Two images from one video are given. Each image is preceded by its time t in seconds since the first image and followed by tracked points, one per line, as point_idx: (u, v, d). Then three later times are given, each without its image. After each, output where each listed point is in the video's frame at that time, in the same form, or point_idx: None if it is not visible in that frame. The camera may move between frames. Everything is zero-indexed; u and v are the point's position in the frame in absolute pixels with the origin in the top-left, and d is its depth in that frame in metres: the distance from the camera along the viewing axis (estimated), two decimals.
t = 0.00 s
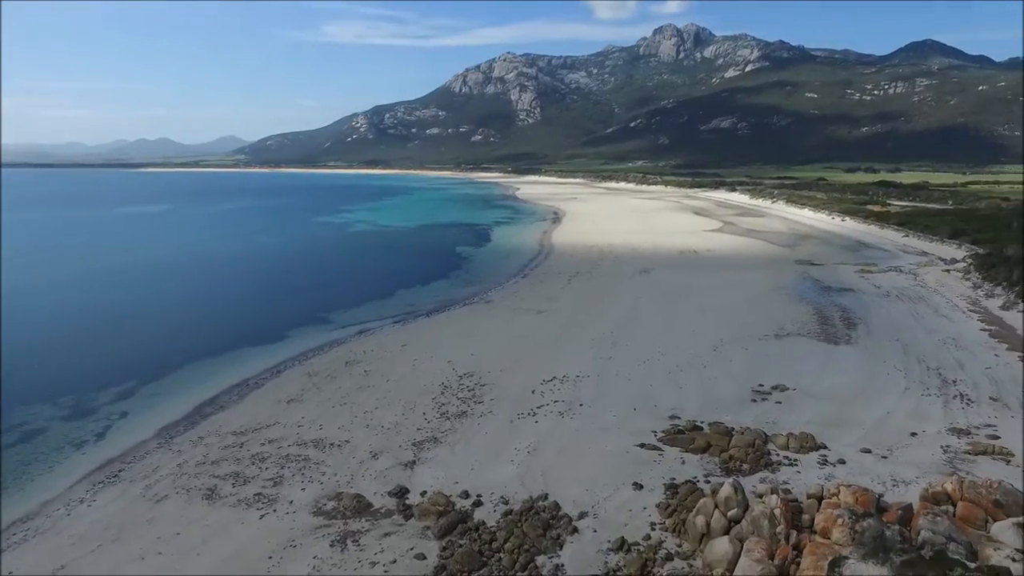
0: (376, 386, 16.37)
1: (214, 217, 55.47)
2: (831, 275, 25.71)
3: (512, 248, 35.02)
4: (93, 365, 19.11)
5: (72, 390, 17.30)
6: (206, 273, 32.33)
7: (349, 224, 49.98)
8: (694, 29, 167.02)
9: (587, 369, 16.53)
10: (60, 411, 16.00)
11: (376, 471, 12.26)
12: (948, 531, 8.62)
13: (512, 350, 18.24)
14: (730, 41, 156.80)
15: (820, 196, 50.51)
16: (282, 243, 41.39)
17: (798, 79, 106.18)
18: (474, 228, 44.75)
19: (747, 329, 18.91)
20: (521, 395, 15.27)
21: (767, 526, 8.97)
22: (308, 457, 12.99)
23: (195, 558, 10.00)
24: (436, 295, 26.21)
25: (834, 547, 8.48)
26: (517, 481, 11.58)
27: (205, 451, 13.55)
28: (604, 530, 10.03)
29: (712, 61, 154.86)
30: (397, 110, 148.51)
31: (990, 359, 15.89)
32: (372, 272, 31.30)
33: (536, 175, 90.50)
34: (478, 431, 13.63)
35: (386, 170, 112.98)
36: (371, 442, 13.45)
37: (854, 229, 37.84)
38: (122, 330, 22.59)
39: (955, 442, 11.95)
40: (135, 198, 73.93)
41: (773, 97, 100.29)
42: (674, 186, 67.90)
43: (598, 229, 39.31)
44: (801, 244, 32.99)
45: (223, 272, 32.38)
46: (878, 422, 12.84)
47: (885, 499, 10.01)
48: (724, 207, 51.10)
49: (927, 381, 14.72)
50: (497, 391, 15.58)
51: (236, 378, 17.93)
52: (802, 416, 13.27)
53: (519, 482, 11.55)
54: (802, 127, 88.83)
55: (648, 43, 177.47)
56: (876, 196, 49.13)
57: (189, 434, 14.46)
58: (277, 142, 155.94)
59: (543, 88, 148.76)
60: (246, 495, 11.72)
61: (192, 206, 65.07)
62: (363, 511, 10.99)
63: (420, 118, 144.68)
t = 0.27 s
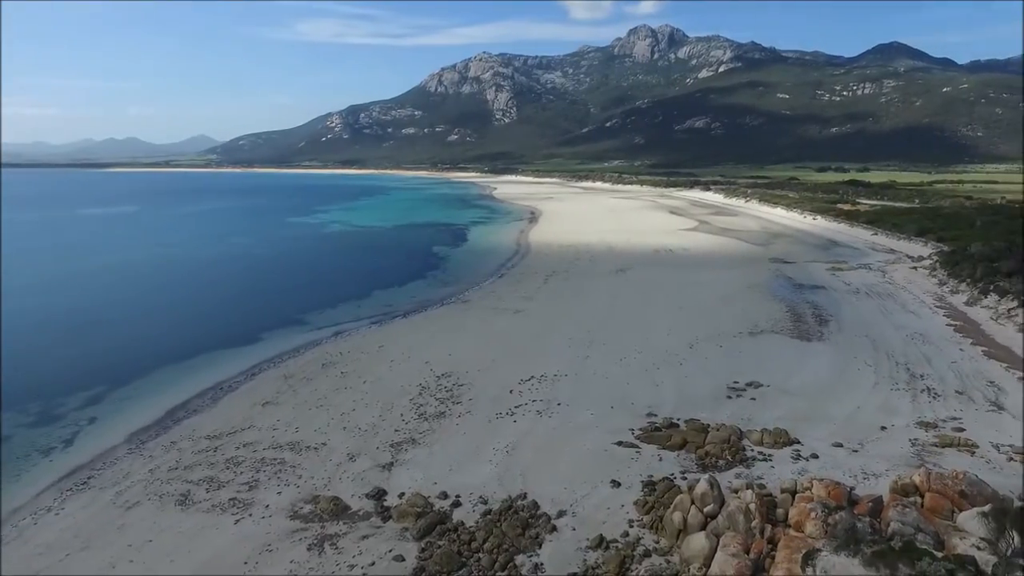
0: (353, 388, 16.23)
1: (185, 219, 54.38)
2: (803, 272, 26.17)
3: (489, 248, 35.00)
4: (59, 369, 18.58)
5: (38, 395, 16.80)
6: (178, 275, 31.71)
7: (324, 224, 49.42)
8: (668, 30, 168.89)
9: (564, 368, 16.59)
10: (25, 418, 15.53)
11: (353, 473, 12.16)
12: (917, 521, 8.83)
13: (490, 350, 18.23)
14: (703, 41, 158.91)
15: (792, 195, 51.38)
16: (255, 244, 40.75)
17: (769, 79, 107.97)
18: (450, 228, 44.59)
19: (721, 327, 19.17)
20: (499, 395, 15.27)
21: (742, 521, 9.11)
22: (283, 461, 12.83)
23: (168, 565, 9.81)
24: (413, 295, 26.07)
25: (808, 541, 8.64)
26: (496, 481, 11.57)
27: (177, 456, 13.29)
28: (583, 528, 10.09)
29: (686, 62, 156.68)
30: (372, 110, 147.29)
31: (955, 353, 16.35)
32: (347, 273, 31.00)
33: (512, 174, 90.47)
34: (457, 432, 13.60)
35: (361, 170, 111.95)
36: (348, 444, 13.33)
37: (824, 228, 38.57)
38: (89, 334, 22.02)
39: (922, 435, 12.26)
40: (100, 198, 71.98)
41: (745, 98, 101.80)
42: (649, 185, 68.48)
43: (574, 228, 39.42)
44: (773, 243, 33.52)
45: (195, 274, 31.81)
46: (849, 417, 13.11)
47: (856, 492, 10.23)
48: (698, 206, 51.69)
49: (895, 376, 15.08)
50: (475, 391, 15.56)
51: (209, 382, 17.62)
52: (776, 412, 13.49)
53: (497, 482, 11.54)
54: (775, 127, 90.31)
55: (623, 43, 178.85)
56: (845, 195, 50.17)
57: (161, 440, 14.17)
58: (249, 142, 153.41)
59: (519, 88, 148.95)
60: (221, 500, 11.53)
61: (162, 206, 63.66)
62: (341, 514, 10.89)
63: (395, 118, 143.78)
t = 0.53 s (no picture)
0: (329, 390, 16.06)
1: (154, 220, 53.24)
2: (776, 271, 26.59)
3: (466, 248, 34.93)
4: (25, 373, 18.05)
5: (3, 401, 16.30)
6: (149, 276, 31.06)
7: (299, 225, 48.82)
8: (643, 30, 170.33)
9: (542, 367, 16.64)
10: None
11: (330, 476, 12.04)
12: (887, 513, 9.04)
13: (468, 350, 18.18)
14: (677, 42, 160.74)
15: (765, 194, 52.16)
16: (228, 245, 40.09)
17: (742, 80, 109.55)
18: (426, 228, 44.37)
19: (697, 325, 19.39)
20: (477, 395, 15.25)
21: (718, 517, 9.23)
22: (259, 465, 12.64)
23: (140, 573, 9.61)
24: (390, 296, 25.90)
25: (782, 535, 8.79)
26: (474, 481, 11.55)
27: (149, 462, 13.02)
28: (562, 526, 10.12)
29: (660, 63, 158.19)
30: (347, 109, 145.82)
31: (922, 349, 16.76)
32: (323, 274, 30.66)
33: (489, 174, 90.36)
34: (435, 432, 13.55)
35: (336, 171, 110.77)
36: (325, 447, 13.20)
37: (796, 226, 39.24)
38: (54, 336, 21.38)
39: (892, 429, 12.54)
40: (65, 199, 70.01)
41: (718, 98, 103.12)
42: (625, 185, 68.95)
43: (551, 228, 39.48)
44: (747, 241, 33.99)
45: (166, 276, 31.18)
46: (821, 412, 13.36)
47: (828, 485, 10.42)
48: (673, 205, 52.20)
49: (865, 371, 15.41)
50: (453, 392, 15.51)
51: (182, 386, 17.29)
52: (751, 408, 13.69)
53: (476, 482, 11.53)
54: (748, 128, 91.76)
55: (598, 43, 180.01)
56: (816, 194, 51.12)
57: (132, 446, 13.87)
58: (220, 142, 150.67)
59: (495, 88, 148.98)
60: (194, 506, 11.32)
61: (130, 207, 62.22)
62: (318, 518, 10.77)
63: (370, 118, 142.73)
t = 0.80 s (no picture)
0: (308, 393, 15.90)
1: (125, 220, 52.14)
2: (752, 269, 26.97)
3: (445, 249, 34.83)
4: None
5: None
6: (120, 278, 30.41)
7: (275, 226, 48.20)
8: (620, 31, 171.69)
9: (522, 367, 16.65)
10: None
11: (309, 480, 11.91)
12: (861, 507, 9.20)
13: (447, 351, 18.12)
14: (653, 43, 162.33)
15: (740, 193, 52.90)
16: (202, 247, 39.48)
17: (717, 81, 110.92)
18: (405, 229, 44.18)
19: (675, 323, 19.58)
20: (458, 396, 15.19)
21: (697, 513, 9.31)
22: (235, 469, 12.46)
23: None
24: (369, 297, 25.71)
25: (759, 530, 8.91)
26: (455, 482, 11.51)
27: (122, 469, 12.76)
28: (542, 526, 10.14)
29: (637, 64, 159.52)
30: (323, 109, 144.44)
31: (893, 345, 17.15)
32: (299, 276, 30.32)
33: (468, 175, 90.22)
34: (414, 434, 13.48)
35: (313, 171, 109.66)
36: (303, 450, 13.06)
37: (771, 225, 39.82)
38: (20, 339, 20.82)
39: (865, 424, 12.79)
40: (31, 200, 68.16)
41: (694, 99, 104.28)
42: (603, 185, 69.37)
43: (529, 228, 39.53)
44: (723, 240, 34.41)
45: (139, 278, 30.61)
46: (797, 408, 13.57)
47: (804, 481, 10.59)
48: (650, 205, 52.65)
49: (839, 367, 15.70)
50: (433, 393, 15.45)
51: (156, 390, 16.96)
52: (728, 406, 13.86)
53: (457, 483, 11.50)
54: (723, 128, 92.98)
55: (576, 44, 180.93)
56: (790, 193, 51.95)
57: (105, 452, 13.58)
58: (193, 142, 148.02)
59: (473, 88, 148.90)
60: (169, 513, 11.11)
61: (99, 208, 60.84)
62: (296, 522, 10.65)
63: (347, 118, 141.71)
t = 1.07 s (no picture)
0: (284, 396, 15.70)
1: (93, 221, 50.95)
2: (727, 268, 27.32)
3: (422, 249, 34.66)
4: None
5: None
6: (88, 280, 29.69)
7: (248, 228, 47.53)
8: (595, 31, 172.66)
9: (501, 368, 16.64)
10: None
11: (286, 484, 11.76)
12: (835, 501, 9.38)
13: (426, 352, 18.05)
14: (628, 44, 163.59)
15: (715, 193, 53.55)
16: (173, 249, 38.75)
17: (691, 82, 112.18)
18: (381, 230, 43.92)
19: (652, 322, 19.75)
20: (436, 398, 15.13)
21: (675, 510, 9.40)
22: (210, 475, 12.25)
23: None
24: (345, 299, 25.48)
25: (736, 526, 9.03)
26: (434, 483, 11.47)
27: (92, 476, 12.45)
28: (522, 526, 10.14)
29: (613, 64, 160.63)
30: (298, 109, 142.85)
31: (865, 341, 17.50)
32: (274, 277, 29.95)
33: (444, 175, 89.94)
34: (393, 436, 13.39)
35: (288, 171, 108.33)
36: (280, 454, 12.89)
37: (745, 224, 40.38)
38: None
39: (838, 419, 13.03)
40: None
41: (669, 100, 105.30)
42: (580, 185, 69.69)
43: (507, 228, 39.59)
44: (698, 240, 34.80)
45: (108, 280, 29.93)
46: (772, 405, 13.78)
47: (780, 476, 10.76)
48: (627, 205, 53.03)
49: (812, 364, 15.99)
50: (412, 394, 15.36)
51: (127, 395, 16.59)
52: (705, 403, 14.02)
53: (436, 485, 11.45)
54: (698, 128, 94.03)
55: (551, 44, 181.53)
56: (763, 192, 52.73)
57: (74, 459, 13.25)
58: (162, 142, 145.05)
59: (449, 88, 148.51)
60: (142, 521, 10.88)
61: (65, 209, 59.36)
62: (273, 527, 10.51)
63: (322, 118, 140.34)
